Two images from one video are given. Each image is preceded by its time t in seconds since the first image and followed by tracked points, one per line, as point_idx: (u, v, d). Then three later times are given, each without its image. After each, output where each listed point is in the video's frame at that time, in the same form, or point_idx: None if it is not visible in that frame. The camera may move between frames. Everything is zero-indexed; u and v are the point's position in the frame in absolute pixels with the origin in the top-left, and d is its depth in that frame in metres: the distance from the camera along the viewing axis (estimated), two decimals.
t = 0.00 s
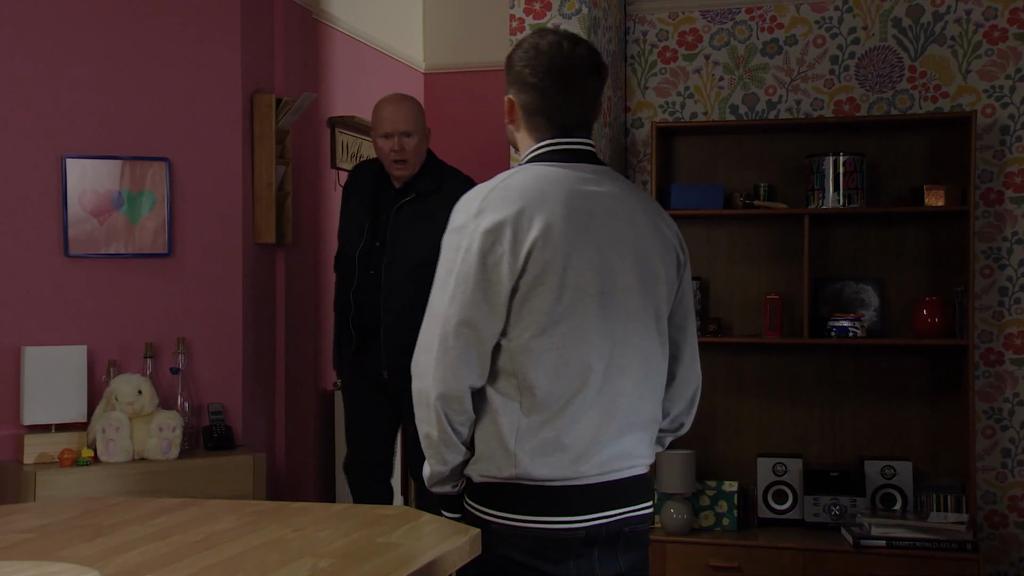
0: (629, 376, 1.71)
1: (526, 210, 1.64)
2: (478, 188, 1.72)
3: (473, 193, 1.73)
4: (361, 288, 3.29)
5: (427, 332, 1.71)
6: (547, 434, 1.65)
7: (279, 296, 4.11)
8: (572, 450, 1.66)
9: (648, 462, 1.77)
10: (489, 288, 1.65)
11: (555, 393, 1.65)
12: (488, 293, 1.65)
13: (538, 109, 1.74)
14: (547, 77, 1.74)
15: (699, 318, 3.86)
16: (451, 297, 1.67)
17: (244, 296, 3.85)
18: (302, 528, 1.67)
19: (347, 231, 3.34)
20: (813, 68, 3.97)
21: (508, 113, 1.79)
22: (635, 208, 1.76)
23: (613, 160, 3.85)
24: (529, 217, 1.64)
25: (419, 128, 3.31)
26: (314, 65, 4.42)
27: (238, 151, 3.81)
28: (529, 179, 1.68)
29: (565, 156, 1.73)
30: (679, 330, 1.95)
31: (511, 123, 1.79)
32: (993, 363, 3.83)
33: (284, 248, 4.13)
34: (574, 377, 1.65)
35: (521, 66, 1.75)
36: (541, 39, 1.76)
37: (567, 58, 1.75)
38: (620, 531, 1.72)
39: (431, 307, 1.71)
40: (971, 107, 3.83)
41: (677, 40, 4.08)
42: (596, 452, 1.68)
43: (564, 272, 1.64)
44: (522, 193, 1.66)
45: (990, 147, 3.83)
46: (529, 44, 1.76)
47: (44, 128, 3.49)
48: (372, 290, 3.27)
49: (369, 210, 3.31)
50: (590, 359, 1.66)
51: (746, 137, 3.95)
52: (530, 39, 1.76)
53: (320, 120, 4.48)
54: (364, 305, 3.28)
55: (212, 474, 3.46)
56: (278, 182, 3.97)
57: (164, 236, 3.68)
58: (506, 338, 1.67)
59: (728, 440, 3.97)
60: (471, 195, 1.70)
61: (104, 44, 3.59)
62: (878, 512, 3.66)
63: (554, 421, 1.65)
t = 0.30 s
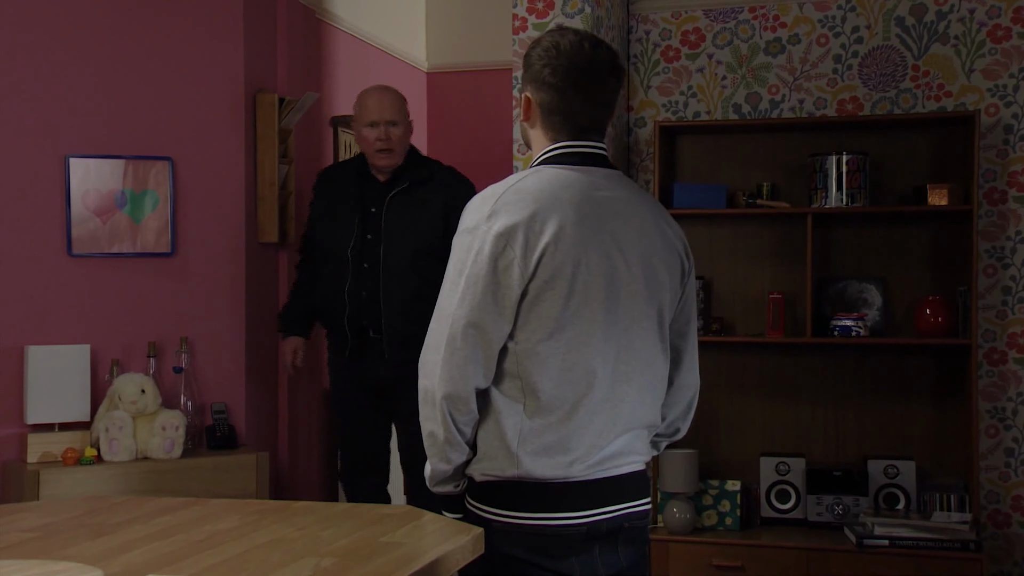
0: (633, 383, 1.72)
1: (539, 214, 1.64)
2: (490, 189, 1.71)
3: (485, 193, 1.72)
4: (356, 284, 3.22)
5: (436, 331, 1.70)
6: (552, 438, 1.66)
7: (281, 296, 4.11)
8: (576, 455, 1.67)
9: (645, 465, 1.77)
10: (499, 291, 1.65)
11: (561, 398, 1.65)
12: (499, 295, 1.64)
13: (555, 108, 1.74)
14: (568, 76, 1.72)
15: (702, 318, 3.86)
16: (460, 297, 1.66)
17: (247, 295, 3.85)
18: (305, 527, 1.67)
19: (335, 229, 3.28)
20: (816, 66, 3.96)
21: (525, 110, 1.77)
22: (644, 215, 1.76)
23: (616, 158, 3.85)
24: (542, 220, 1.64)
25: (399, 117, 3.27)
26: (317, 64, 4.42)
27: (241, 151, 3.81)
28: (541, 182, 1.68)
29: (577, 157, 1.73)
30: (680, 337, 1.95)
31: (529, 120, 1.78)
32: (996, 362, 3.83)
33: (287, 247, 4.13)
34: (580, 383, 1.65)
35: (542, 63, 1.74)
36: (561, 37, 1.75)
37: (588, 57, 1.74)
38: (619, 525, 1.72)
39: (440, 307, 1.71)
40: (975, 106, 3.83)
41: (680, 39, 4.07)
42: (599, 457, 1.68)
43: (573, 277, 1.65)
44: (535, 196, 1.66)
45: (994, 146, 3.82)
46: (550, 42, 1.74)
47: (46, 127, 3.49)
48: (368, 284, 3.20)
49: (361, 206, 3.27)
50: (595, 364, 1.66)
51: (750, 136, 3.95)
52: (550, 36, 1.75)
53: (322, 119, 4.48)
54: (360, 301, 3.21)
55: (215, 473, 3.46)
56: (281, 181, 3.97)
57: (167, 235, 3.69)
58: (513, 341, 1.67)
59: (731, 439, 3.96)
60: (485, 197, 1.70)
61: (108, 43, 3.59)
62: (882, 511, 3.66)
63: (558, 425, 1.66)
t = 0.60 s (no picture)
0: (634, 381, 1.72)
1: (538, 211, 1.65)
2: (489, 188, 1.71)
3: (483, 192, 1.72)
4: (356, 287, 3.22)
5: (436, 330, 1.70)
6: (553, 436, 1.66)
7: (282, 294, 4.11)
8: (577, 453, 1.67)
9: (646, 463, 1.78)
10: (499, 289, 1.64)
11: (561, 395, 1.65)
12: (498, 293, 1.64)
13: (555, 107, 1.74)
14: (568, 74, 1.72)
15: (703, 316, 3.85)
16: (459, 296, 1.66)
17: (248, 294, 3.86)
18: (305, 525, 1.67)
19: (327, 235, 3.26)
20: (817, 65, 3.96)
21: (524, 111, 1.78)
22: (643, 212, 1.76)
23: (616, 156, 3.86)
24: (541, 217, 1.64)
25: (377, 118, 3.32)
26: (318, 63, 4.42)
27: (241, 149, 3.81)
28: (541, 180, 1.68)
29: (578, 156, 1.73)
30: (683, 336, 1.96)
31: (529, 121, 1.78)
32: (997, 361, 3.83)
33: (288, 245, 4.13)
34: (581, 381, 1.65)
35: (541, 63, 1.74)
36: (561, 36, 1.75)
37: (588, 56, 1.74)
38: (621, 523, 1.73)
39: (440, 305, 1.71)
40: (976, 105, 3.83)
41: (680, 37, 4.07)
42: (600, 454, 1.68)
43: (573, 274, 1.65)
44: (534, 193, 1.66)
45: (995, 145, 3.82)
46: (549, 41, 1.74)
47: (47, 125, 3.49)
48: (370, 286, 3.22)
49: (355, 207, 3.29)
50: (596, 362, 1.66)
51: (750, 135, 3.95)
52: (547, 36, 1.75)
53: (323, 118, 4.48)
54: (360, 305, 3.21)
55: (215, 471, 3.46)
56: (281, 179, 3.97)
57: (168, 233, 3.69)
58: (514, 340, 1.67)
59: (732, 437, 3.97)
60: (484, 195, 1.70)
61: (109, 41, 3.59)
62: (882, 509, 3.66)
63: (559, 423, 1.66)
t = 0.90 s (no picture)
0: (635, 377, 1.72)
1: (538, 208, 1.65)
2: (487, 186, 1.71)
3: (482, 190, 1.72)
4: (336, 317, 3.05)
5: (436, 328, 1.70)
6: (556, 433, 1.65)
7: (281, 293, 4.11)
8: (580, 450, 1.66)
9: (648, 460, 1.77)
10: (500, 286, 1.64)
11: (563, 392, 1.65)
12: (498, 290, 1.64)
13: (553, 105, 1.74)
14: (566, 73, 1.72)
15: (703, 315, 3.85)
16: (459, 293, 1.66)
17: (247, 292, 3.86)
18: (306, 524, 1.67)
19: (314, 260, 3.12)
20: (817, 63, 3.96)
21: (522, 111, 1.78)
22: (643, 208, 1.76)
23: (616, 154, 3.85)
24: (541, 214, 1.64)
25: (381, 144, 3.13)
26: (318, 61, 4.42)
27: (241, 148, 3.81)
28: (539, 178, 1.68)
29: (577, 153, 1.73)
30: (683, 333, 1.96)
31: (528, 121, 1.78)
32: (997, 359, 3.83)
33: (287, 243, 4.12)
34: (582, 377, 1.65)
35: (539, 61, 1.73)
36: (557, 34, 1.75)
37: (585, 53, 1.74)
38: (624, 521, 1.73)
39: (440, 304, 1.70)
40: (976, 102, 3.82)
41: (680, 35, 4.07)
42: (603, 451, 1.68)
43: (573, 271, 1.65)
44: (533, 191, 1.66)
45: (995, 143, 3.82)
46: (545, 40, 1.75)
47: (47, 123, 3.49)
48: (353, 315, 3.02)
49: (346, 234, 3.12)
50: (597, 358, 1.66)
51: (750, 133, 3.95)
52: (544, 35, 1.75)
53: (322, 116, 4.48)
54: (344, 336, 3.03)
55: (215, 469, 3.46)
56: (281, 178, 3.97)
57: (168, 231, 3.68)
58: (515, 337, 1.66)
59: (732, 435, 3.97)
60: (482, 194, 1.70)
61: (108, 39, 3.58)
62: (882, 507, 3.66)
63: (561, 419, 1.65)
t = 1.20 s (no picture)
0: (639, 374, 1.72)
1: (542, 205, 1.65)
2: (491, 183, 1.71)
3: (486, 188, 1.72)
4: (320, 349, 2.77)
5: (440, 325, 1.70)
6: (560, 430, 1.65)
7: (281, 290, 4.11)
8: (584, 447, 1.66)
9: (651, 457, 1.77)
10: (504, 283, 1.64)
11: (567, 389, 1.65)
12: (502, 287, 1.64)
13: (554, 102, 1.73)
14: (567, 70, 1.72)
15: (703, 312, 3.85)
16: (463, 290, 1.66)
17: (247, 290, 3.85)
18: (306, 521, 1.67)
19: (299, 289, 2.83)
20: (818, 61, 3.96)
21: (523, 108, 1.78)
22: (646, 205, 1.76)
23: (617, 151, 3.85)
24: (544, 211, 1.64)
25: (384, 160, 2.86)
26: (318, 58, 4.41)
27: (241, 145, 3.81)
28: (543, 174, 1.68)
29: (579, 151, 1.74)
30: (685, 330, 1.95)
31: (528, 117, 1.78)
32: (997, 356, 3.83)
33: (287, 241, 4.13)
34: (586, 374, 1.65)
35: (539, 58, 1.73)
36: (557, 30, 1.75)
37: (585, 50, 1.74)
38: (627, 519, 1.73)
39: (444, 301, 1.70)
40: (977, 100, 3.82)
41: (681, 32, 4.07)
42: (607, 448, 1.68)
43: (577, 267, 1.65)
44: (537, 187, 1.66)
45: (995, 140, 3.82)
46: (546, 37, 1.75)
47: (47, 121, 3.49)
48: (340, 347, 2.75)
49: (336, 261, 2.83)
50: (602, 354, 1.66)
51: (750, 130, 3.95)
52: (545, 31, 1.75)
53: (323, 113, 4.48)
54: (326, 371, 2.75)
55: (215, 467, 3.46)
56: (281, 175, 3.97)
57: (168, 229, 3.68)
58: (519, 334, 1.66)
59: (732, 433, 3.97)
60: (486, 190, 1.70)
61: (107, 37, 3.58)
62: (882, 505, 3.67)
63: (565, 416, 1.65)
